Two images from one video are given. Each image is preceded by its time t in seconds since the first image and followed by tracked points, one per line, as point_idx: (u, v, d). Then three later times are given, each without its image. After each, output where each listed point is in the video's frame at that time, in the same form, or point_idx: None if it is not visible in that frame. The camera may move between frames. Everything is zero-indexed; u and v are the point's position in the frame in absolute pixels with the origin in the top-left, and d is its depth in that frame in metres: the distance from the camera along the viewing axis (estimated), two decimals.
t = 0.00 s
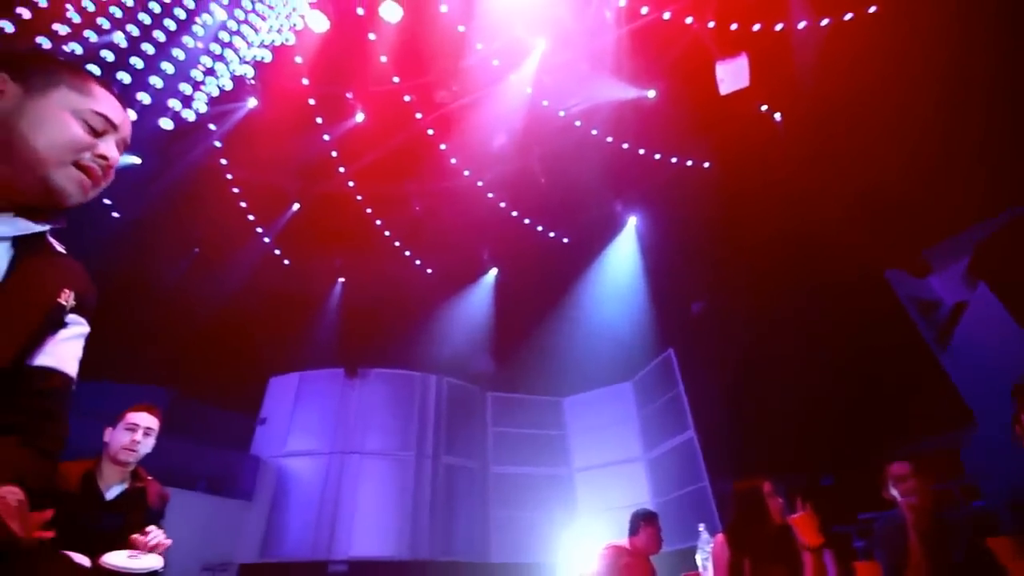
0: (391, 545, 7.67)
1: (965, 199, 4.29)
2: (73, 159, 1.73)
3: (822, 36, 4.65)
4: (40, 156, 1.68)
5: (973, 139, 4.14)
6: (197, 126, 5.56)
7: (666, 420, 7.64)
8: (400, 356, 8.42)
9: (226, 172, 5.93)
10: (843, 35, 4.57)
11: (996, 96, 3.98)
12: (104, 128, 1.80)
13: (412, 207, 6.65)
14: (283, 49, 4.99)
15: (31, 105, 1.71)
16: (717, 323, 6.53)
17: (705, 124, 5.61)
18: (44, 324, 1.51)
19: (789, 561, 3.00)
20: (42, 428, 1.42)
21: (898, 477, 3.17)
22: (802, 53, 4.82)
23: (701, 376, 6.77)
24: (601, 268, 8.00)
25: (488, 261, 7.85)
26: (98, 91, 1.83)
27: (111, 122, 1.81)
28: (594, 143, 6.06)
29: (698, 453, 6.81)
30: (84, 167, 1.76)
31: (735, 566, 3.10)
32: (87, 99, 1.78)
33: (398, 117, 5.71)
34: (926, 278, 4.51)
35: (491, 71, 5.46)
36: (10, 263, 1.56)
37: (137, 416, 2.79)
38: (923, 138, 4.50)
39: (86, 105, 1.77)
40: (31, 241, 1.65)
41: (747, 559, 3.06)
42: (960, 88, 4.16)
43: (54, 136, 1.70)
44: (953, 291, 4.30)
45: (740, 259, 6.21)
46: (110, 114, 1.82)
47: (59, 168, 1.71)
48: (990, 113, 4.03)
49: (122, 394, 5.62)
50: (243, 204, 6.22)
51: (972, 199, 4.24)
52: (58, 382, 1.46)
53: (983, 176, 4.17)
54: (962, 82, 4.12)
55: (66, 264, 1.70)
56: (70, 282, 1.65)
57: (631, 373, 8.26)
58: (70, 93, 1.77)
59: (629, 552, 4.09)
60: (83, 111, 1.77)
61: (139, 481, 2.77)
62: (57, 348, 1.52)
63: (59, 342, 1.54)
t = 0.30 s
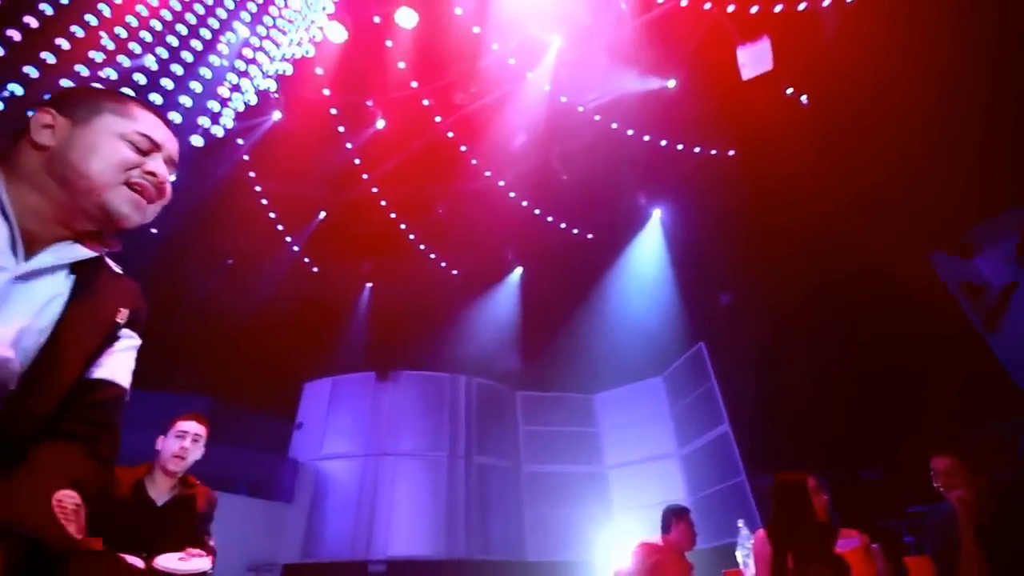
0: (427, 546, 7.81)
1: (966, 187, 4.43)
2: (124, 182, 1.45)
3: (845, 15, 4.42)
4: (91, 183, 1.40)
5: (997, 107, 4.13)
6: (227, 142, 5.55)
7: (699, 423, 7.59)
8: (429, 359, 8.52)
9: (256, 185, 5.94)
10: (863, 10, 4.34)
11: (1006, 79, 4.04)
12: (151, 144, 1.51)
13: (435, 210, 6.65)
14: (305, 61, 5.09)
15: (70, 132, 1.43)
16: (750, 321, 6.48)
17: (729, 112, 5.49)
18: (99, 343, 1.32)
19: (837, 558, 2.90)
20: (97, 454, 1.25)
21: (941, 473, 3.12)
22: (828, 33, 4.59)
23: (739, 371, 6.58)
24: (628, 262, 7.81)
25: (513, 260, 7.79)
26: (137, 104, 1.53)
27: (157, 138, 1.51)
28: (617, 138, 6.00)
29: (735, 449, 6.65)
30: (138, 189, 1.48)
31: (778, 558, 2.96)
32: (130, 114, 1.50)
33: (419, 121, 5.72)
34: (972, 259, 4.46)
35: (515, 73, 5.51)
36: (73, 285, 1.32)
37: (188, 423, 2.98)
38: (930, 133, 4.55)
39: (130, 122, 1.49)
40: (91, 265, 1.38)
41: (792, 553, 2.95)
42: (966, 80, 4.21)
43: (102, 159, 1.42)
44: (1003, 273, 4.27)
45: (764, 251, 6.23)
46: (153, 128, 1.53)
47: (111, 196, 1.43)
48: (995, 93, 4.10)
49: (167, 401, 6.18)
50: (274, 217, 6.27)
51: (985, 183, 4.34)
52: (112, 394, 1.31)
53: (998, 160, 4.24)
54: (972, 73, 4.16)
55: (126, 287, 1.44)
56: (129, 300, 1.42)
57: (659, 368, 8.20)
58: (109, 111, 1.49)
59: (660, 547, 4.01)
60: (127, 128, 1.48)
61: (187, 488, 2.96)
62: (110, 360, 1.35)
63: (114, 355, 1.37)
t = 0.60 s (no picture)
0: (461, 545, 7.82)
1: (971, 187, 4.62)
2: (165, 179, 1.34)
3: None
4: (134, 181, 1.29)
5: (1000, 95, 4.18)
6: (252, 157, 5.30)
7: (729, 414, 7.44)
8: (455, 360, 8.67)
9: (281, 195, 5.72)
10: None
11: (1008, 72, 4.10)
12: (191, 143, 1.43)
13: (456, 212, 6.64)
14: (323, 71, 4.96)
15: (117, 140, 1.35)
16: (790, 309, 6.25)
17: (751, 98, 5.37)
18: (161, 360, 1.33)
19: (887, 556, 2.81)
20: (156, 466, 1.26)
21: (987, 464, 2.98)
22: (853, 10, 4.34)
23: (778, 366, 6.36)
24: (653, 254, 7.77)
25: (536, 258, 7.76)
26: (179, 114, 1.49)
27: (196, 135, 1.44)
28: (638, 132, 5.93)
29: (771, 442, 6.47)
30: (186, 183, 1.37)
31: (822, 552, 2.87)
32: (171, 120, 1.43)
33: (436, 126, 5.68)
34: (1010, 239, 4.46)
35: (534, 73, 5.49)
36: (138, 308, 1.31)
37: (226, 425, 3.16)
38: (930, 132, 4.65)
39: (168, 126, 1.42)
40: (150, 282, 1.37)
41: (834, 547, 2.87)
42: (969, 69, 4.21)
43: (144, 156, 1.33)
44: None
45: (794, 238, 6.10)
46: (190, 130, 1.45)
47: (154, 190, 1.31)
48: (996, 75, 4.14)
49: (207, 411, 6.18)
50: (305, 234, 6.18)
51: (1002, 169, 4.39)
52: (163, 410, 1.32)
53: (1005, 145, 4.32)
54: (974, 63, 4.19)
55: (180, 301, 1.44)
56: (183, 316, 1.42)
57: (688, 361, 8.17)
58: (148, 120, 1.42)
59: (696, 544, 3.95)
60: (169, 132, 1.40)
61: (227, 491, 3.13)
62: (167, 377, 1.35)
63: (170, 370, 1.37)
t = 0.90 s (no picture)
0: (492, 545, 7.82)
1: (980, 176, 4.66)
2: (216, 182, 1.31)
3: None
4: (186, 184, 1.27)
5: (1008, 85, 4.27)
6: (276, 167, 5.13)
7: (760, 407, 7.29)
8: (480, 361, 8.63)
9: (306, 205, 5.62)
10: None
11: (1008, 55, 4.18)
12: (237, 148, 1.40)
13: (477, 212, 6.62)
14: (343, 80, 4.99)
15: (166, 145, 1.33)
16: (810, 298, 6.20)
17: (776, 83, 5.19)
18: (212, 382, 1.34)
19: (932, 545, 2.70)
20: (212, 489, 1.36)
21: None
22: None
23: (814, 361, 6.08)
24: (679, 245, 7.60)
25: (558, 256, 7.69)
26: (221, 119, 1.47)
27: (243, 140, 1.41)
28: (659, 124, 5.81)
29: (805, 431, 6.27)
30: (235, 184, 1.34)
31: (864, 545, 2.72)
32: (215, 124, 1.41)
33: (455, 128, 5.69)
34: None
35: (548, 69, 5.42)
36: (186, 327, 1.31)
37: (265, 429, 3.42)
38: (938, 117, 4.68)
39: (213, 130, 1.39)
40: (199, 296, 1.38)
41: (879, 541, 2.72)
42: (973, 56, 4.30)
43: (193, 158, 1.30)
44: None
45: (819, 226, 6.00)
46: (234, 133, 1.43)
47: (205, 192, 1.28)
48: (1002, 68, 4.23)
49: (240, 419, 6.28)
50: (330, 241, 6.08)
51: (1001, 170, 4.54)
52: (222, 436, 1.38)
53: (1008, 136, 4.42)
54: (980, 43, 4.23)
55: (230, 312, 1.46)
56: (233, 333, 1.43)
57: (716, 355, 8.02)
58: (193, 125, 1.39)
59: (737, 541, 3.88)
60: (215, 135, 1.38)
61: (266, 494, 3.39)
62: (221, 400, 1.39)
63: (222, 391, 1.40)
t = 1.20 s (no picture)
0: (520, 544, 7.88)
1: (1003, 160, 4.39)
2: (276, 212, 1.42)
3: None
4: (248, 208, 1.38)
5: (999, 85, 4.26)
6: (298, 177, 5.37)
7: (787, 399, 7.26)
8: (503, 361, 8.59)
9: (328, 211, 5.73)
10: None
11: None
12: (298, 180, 1.50)
13: (495, 213, 6.63)
14: (359, 87, 5.12)
15: (236, 166, 1.44)
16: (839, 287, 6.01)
17: (793, 70, 5.12)
18: (250, 385, 1.40)
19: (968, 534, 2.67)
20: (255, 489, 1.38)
21: None
22: None
23: (848, 354, 5.84)
24: (699, 237, 7.45)
25: (579, 254, 7.67)
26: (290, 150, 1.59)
27: (303, 174, 1.51)
28: (675, 116, 5.78)
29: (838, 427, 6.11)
30: (293, 217, 1.46)
31: (902, 537, 2.67)
32: (285, 155, 1.53)
33: (473, 130, 5.72)
34: None
35: (562, 67, 5.41)
36: (224, 333, 1.38)
37: (296, 434, 3.64)
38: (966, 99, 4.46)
39: (282, 159, 1.51)
40: (239, 302, 1.44)
41: (916, 534, 2.66)
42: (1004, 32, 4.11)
43: (259, 186, 1.41)
44: None
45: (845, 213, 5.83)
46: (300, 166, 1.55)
47: (264, 220, 1.40)
48: (996, 66, 4.21)
49: (273, 425, 6.40)
50: (351, 246, 6.19)
51: (999, 173, 4.42)
52: (260, 438, 1.43)
53: None
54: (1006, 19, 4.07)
55: (267, 317, 1.52)
56: (271, 338, 1.51)
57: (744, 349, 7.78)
58: (263, 151, 1.51)
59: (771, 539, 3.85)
60: (284, 165, 1.49)
61: (298, 497, 3.56)
62: (259, 404, 1.45)
63: (259, 395, 1.46)
